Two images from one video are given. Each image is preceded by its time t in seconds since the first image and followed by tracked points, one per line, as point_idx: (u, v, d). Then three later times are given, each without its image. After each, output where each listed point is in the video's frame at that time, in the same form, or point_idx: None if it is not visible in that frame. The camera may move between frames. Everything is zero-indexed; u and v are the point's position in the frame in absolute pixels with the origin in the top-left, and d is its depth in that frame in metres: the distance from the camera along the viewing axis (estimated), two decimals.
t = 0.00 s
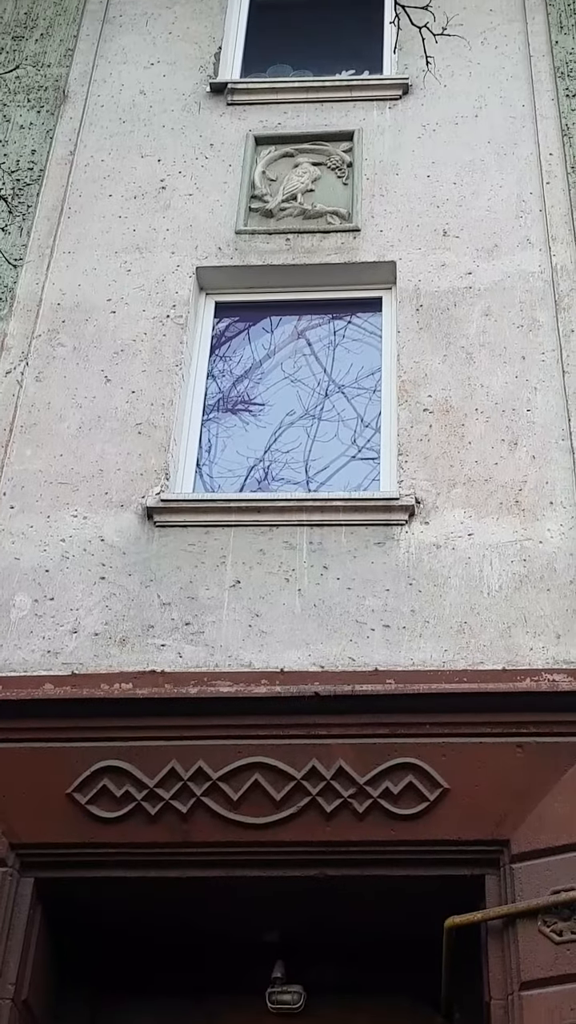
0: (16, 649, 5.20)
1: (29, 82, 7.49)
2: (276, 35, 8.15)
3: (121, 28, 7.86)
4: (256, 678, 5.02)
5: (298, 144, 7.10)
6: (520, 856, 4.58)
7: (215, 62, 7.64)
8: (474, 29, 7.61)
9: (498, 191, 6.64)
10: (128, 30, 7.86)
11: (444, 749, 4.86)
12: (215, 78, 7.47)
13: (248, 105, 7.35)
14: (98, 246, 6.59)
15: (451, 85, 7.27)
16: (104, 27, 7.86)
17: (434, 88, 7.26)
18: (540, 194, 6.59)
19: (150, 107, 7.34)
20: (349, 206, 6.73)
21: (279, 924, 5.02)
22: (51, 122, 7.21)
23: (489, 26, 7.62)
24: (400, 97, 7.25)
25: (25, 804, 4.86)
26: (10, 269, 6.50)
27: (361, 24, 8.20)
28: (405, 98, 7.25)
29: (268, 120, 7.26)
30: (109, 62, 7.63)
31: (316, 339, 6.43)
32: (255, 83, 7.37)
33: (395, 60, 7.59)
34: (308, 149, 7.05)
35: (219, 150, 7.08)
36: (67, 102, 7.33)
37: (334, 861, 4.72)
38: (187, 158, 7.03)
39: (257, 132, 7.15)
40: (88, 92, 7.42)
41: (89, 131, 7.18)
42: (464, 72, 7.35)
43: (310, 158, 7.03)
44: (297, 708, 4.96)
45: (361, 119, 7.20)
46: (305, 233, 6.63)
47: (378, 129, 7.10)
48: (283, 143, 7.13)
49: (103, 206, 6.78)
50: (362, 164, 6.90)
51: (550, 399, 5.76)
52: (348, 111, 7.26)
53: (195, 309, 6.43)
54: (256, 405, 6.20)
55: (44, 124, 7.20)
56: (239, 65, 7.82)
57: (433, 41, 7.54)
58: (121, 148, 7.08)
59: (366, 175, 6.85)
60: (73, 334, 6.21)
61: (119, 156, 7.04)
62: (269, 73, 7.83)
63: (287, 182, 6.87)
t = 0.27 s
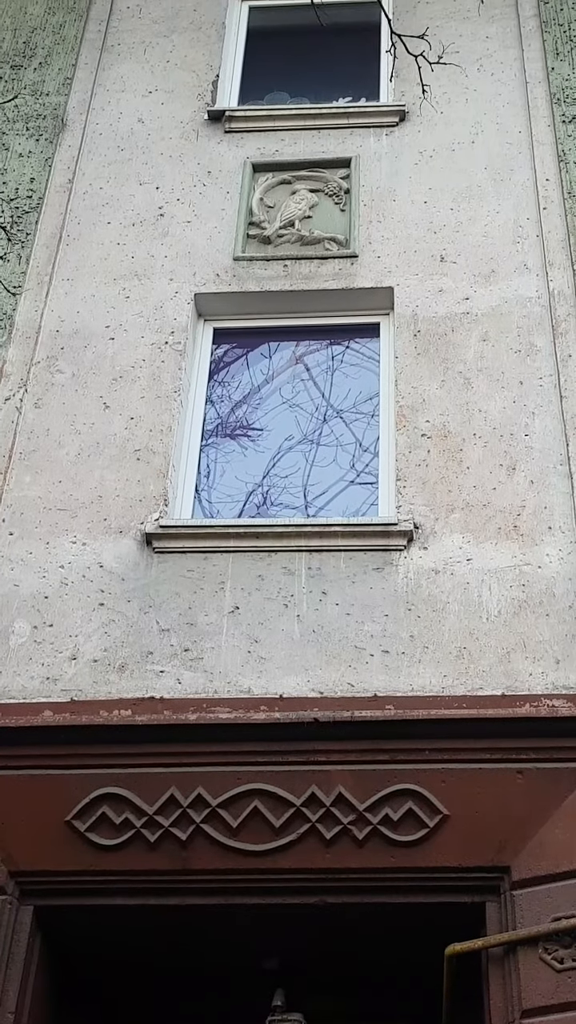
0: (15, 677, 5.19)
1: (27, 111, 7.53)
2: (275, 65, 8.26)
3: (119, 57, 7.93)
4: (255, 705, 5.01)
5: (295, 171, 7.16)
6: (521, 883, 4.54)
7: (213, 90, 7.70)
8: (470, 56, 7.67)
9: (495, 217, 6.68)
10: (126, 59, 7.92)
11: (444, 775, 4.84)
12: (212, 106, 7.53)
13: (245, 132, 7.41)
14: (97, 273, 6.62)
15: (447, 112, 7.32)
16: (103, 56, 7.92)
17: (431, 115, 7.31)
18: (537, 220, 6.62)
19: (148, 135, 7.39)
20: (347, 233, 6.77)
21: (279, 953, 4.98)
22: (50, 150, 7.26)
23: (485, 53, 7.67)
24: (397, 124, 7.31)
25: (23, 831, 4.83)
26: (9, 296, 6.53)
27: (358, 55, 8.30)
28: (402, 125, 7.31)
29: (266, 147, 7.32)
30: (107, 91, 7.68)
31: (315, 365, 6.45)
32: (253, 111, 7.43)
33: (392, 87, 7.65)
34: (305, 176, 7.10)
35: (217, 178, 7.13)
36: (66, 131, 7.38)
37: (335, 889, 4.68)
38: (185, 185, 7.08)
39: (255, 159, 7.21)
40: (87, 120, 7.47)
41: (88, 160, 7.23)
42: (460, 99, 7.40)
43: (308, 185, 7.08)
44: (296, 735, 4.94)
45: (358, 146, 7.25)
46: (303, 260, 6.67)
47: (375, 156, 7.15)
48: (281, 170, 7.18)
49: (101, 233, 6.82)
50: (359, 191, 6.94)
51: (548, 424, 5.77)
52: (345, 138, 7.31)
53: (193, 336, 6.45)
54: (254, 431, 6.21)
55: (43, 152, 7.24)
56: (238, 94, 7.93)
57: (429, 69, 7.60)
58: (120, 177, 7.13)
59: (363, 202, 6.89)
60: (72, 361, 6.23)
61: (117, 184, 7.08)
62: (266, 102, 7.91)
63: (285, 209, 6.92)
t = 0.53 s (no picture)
0: (14, 701, 5.18)
1: (25, 134, 7.54)
2: (272, 91, 8.34)
3: (117, 80, 7.96)
4: (255, 728, 5.00)
5: (293, 195, 7.19)
6: (522, 906, 4.53)
7: (210, 113, 7.73)
8: (466, 79, 7.72)
9: (492, 239, 6.71)
10: (124, 83, 7.95)
11: (444, 797, 4.83)
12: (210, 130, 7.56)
13: (242, 156, 7.43)
14: (95, 297, 6.63)
15: (444, 136, 7.36)
16: (100, 81, 7.95)
17: (428, 139, 7.35)
18: (535, 243, 6.64)
19: (146, 158, 7.42)
20: (345, 256, 6.80)
21: (280, 977, 4.95)
22: (48, 174, 7.28)
23: (481, 77, 7.72)
24: (394, 148, 7.35)
25: (22, 856, 4.80)
26: (7, 319, 6.53)
27: (355, 79, 8.36)
28: (399, 148, 7.35)
29: (263, 171, 7.35)
30: (105, 115, 7.71)
31: (313, 387, 6.47)
32: (250, 134, 7.47)
33: (389, 111, 7.69)
34: (303, 199, 7.13)
35: (215, 201, 7.15)
36: (64, 154, 7.40)
37: (336, 913, 4.67)
38: (183, 208, 7.10)
39: (252, 182, 7.24)
40: (85, 144, 7.49)
41: (86, 183, 7.26)
42: (457, 123, 7.44)
43: (305, 208, 7.11)
44: (296, 758, 4.93)
45: (355, 169, 7.28)
46: (301, 282, 6.69)
47: (372, 179, 7.18)
48: (278, 193, 7.21)
49: (99, 257, 6.84)
50: (357, 214, 6.98)
51: (547, 446, 5.79)
52: (342, 161, 7.35)
53: (192, 359, 6.47)
54: (253, 453, 6.22)
55: (41, 176, 7.26)
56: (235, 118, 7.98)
57: (425, 93, 7.63)
58: (118, 200, 7.15)
59: (360, 226, 6.92)
60: (71, 384, 6.24)
61: (115, 208, 7.11)
62: (263, 126, 7.96)
63: (282, 233, 6.94)
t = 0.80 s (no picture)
0: (13, 724, 5.17)
1: (24, 159, 7.58)
2: (270, 114, 8.39)
3: (116, 104, 8.01)
4: (254, 751, 4.97)
5: (291, 216, 7.22)
6: (523, 929, 4.50)
7: (208, 137, 7.78)
8: (462, 103, 7.75)
9: (490, 260, 6.73)
10: (122, 107, 7.99)
11: (444, 820, 4.81)
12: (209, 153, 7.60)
13: (241, 178, 7.47)
14: (93, 319, 6.65)
15: (441, 158, 7.40)
16: (99, 105, 7.99)
17: (425, 161, 7.38)
18: (532, 264, 6.66)
19: (145, 182, 7.45)
20: (343, 277, 6.82)
21: (280, 1001, 4.92)
22: (47, 197, 7.31)
23: (478, 98, 7.77)
24: (392, 169, 7.39)
25: (21, 881, 4.78)
26: (6, 342, 6.55)
27: (352, 101, 8.42)
28: (397, 170, 7.38)
29: (261, 194, 7.39)
30: (103, 139, 7.75)
31: (311, 407, 6.49)
32: (248, 158, 7.51)
33: (386, 134, 7.73)
34: (300, 221, 7.16)
35: (212, 223, 7.18)
36: (63, 178, 7.44)
37: (336, 937, 4.63)
38: (181, 231, 7.13)
39: (250, 204, 7.27)
40: (83, 167, 7.53)
41: (85, 207, 7.29)
42: (453, 145, 7.47)
43: (303, 229, 7.13)
44: (294, 781, 4.91)
45: (353, 191, 7.31)
46: (299, 304, 6.71)
47: (369, 201, 7.21)
48: (276, 214, 7.24)
49: (98, 279, 6.86)
50: (354, 236, 7.00)
51: (545, 467, 5.78)
52: (340, 183, 7.38)
53: (190, 381, 6.48)
54: (251, 474, 6.23)
55: (40, 199, 7.29)
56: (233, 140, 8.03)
57: (421, 116, 7.66)
58: (116, 223, 7.18)
59: (358, 247, 6.95)
60: (69, 407, 6.25)
61: (113, 230, 7.14)
62: (262, 149, 8.01)
63: (280, 254, 6.97)
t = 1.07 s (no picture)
0: None
1: (8, 161, 7.31)
2: (265, 116, 8.14)
3: (103, 105, 7.75)
4: (250, 785, 4.67)
5: (288, 223, 6.96)
6: (535, 975, 4.17)
7: (200, 140, 7.52)
8: (469, 103, 7.51)
9: (498, 269, 6.48)
10: (110, 107, 7.74)
11: (452, 859, 4.49)
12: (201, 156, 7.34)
13: (235, 183, 7.21)
14: (81, 331, 6.39)
15: (446, 162, 7.14)
16: (86, 105, 7.74)
17: (429, 165, 7.13)
18: (542, 272, 6.42)
19: (134, 186, 7.20)
20: (343, 286, 6.57)
21: None
22: (32, 202, 7.05)
23: (484, 100, 7.52)
24: (394, 174, 7.14)
25: (3, 923, 4.44)
26: None
27: (350, 103, 8.17)
28: (400, 174, 7.13)
29: (256, 198, 7.13)
30: (91, 141, 7.49)
31: (310, 422, 6.23)
32: (243, 161, 7.25)
33: (388, 136, 7.48)
34: (298, 228, 6.91)
35: (207, 230, 6.93)
36: (49, 183, 7.18)
37: (338, 984, 4.30)
38: (174, 237, 6.87)
39: (245, 210, 7.02)
40: (70, 172, 7.27)
41: (71, 212, 7.03)
42: (460, 147, 7.23)
43: (301, 237, 6.88)
44: (292, 816, 4.58)
45: (353, 196, 7.06)
46: (297, 315, 6.45)
47: (371, 207, 6.96)
48: (273, 221, 6.98)
49: (85, 289, 6.60)
50: (355, 243, 6.75)
51: (557, 486, 5.53)
52: (339, 188, 7.13)
53: (182, 395, 6.22)
54: (247, 492, 5.97)
55: (24, 204, 7.03)
56: (228, 144, 7.79)
57: (427, 118, 7.43)
58: (105, 230, 6.92)
59: (359, 255, 6.70)
60: (55, 422, 5.99)
61: (102, 237, 6.88)
62: (257, 151, 7.76)
63: (277, 262, 6.72)
